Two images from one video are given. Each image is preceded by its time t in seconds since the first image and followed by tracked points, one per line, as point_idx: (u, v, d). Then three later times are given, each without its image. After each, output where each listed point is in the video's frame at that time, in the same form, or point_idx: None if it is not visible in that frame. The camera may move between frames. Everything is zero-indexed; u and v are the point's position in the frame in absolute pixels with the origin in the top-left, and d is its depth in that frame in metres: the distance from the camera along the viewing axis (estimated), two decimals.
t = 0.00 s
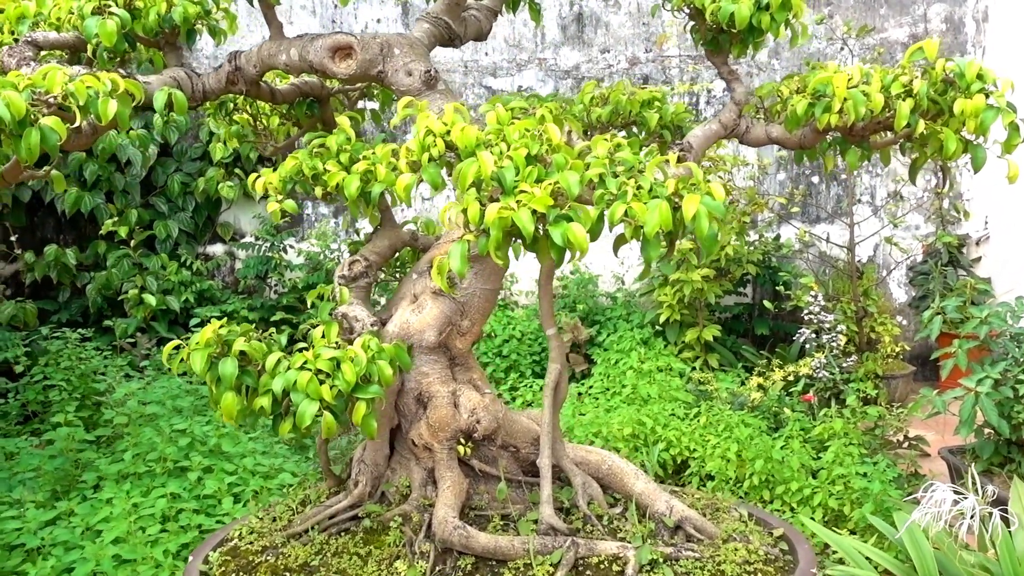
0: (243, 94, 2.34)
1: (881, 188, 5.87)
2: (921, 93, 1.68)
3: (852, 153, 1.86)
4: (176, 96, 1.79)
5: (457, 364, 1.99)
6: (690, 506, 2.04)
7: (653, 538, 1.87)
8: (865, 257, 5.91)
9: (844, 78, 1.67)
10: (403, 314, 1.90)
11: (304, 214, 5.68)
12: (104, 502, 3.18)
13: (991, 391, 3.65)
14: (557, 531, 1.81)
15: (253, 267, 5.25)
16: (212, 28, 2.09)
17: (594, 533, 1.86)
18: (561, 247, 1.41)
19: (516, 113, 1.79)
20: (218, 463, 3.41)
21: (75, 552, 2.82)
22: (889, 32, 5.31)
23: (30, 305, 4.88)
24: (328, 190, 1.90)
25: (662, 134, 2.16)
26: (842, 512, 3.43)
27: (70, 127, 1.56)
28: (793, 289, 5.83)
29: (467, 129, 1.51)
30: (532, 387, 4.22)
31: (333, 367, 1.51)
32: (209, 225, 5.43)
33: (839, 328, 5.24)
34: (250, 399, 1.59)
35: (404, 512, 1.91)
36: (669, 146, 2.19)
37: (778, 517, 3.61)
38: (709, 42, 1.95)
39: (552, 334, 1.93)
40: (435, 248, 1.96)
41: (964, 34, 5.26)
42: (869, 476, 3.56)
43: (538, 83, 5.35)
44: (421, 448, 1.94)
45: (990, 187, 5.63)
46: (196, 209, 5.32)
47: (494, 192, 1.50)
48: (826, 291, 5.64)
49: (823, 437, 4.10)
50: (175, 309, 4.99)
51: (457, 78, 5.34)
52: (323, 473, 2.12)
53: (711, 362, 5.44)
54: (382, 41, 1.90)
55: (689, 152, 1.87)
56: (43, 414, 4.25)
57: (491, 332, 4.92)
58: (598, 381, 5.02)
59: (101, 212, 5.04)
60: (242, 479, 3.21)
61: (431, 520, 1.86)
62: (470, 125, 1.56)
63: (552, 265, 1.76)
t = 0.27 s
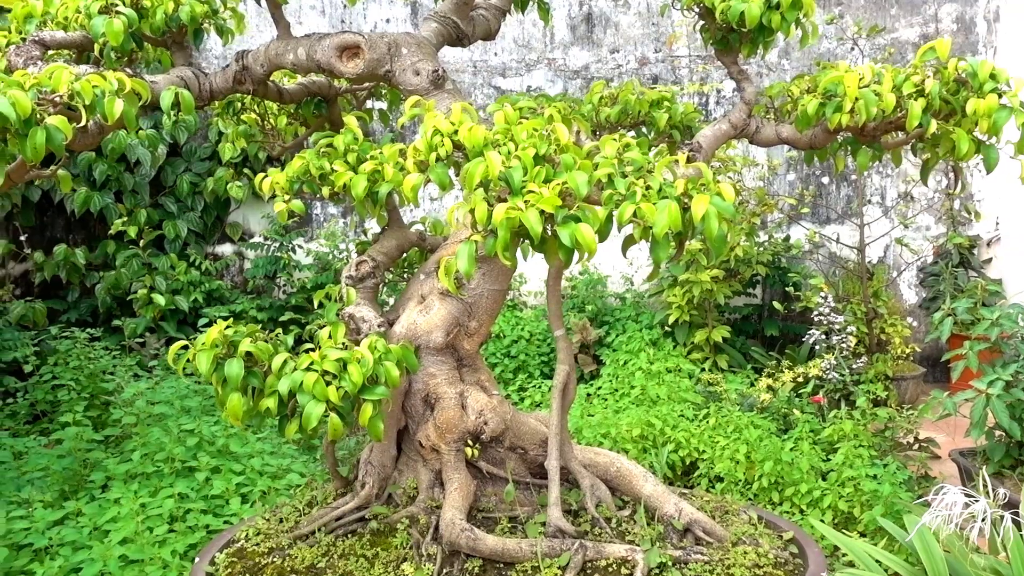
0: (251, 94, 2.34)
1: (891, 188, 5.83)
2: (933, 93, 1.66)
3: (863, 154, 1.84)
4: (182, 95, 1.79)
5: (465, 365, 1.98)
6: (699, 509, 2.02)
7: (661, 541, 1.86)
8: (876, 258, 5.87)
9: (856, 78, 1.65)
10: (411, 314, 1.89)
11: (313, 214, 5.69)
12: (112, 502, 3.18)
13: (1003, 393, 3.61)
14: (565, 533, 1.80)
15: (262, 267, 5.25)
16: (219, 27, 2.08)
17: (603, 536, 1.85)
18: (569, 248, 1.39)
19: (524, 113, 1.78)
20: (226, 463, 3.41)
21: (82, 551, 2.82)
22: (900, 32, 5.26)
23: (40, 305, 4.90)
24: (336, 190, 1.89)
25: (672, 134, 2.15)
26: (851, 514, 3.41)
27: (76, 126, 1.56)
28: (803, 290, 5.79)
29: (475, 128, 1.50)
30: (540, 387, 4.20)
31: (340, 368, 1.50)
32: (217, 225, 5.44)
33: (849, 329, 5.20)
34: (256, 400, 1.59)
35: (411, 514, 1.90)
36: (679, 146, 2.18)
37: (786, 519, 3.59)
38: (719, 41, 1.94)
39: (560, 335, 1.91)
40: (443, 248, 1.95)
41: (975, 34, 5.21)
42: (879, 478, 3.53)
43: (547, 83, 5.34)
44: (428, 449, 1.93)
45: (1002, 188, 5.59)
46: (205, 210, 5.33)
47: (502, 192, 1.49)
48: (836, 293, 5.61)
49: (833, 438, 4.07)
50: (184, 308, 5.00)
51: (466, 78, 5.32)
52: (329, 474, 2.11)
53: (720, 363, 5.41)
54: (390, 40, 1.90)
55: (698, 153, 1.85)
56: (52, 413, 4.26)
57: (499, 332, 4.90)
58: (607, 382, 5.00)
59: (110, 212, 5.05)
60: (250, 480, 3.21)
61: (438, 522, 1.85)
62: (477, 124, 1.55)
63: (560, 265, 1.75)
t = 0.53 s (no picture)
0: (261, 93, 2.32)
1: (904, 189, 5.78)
2: (957, 92, 1.63)
3: (884, 155, 1.80)
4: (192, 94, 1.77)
5: (477, 368, 1.96)
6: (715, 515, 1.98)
7: (677, 548, 1.83)
8: (888, 259, 5.81)
9: (878, 78, 1.61)
10: (423, 317, 1.87)
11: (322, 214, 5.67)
12: (121, 503, 3.17)
13: (1018, 397, 3.56)
14: (579, 540, 1.77)
15: (271, 268, 5.24)
16: (230, 26, 2.06)
17: (617, 543, 1.82)
18: (586, 251, 1.37)
19: (539, 113, 1.75)
20: (235, 464, 3.40)
21: (91, 553, 2.81)
22: (912, 32, 5.20)
23: (50, 305, 4.90)
24: (347, 191, 1.87)
25: (687, 134, 2.12)
26: (864, 519, 3.36)
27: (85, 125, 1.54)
28: (815, 291, 5.74)
29: (489, 129, 1.47)
30: (550, 388, 4.17)
31: (352, 372, 1.48)
32: (226, 224, 5.43)
33: (862, 331, 5.15)
34: (267, 404, 1.56)
35: (423, 519, 1.88)
36: (694, 146, 2.14)
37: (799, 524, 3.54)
38: (737, 41, 1.90)
39: (574, 339, 1.88)
40: (456, 250, 1.92)
41: (989, 34, 5.14)
42: (893, 482, 3.48)
43: (557, 83, 5.31)
44: (441, 454, 1.90)
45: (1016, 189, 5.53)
46: (214, 210, 5.32)
47: (518, 194, 1.47)
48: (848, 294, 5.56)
49: (845, 441, 4.02)
50: (194, 308, 4.99)
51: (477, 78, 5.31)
52: (340, 478, 2.09)
53: (731, 365, 5.37)
54: (402, 39, 1.87)
55: (715, 153, 1.82)
56: (62, 413, 4.25)
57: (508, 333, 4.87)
58: (616, 383, 4.97)
59: (120, 211, 5.05)
60: (260, 481, 3.19)
61: (451, 527, 1.83)
62: (492, 124, 1.53)
63: (575, 268, 1.72)
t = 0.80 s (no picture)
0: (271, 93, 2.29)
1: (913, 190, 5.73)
2: (983, 92, 1.59)
3: (906, 156, 1.77)
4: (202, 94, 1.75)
5: (490, 372, 1.93)
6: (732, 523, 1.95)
7: (695, 557, 1.79)
8: (897, 261, 5.75)
9: (904, 76, 1.58)
10: (436, 320, 1.84)
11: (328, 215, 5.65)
12: (127, 505, 3.14)
13: None
14: (595, 548, 1.74)
15: (277, 268, 5.21)
16: (239, 25, 2.04)
17: (634, 551, 1.79)
18: (606, 254, 1.33)
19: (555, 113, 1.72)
20: (242, 466, 3.37)
21: (97, 556, 2.78)
22: (922, 32, 5.14)
23: (56, 305, 4.88)
24: (359, 192, 1.84)
25: (703, 134, 2.08)
26: (875, 523, 3.31)
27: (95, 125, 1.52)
28: (823, 292, 5.69)
29: (507, 129, 1.44)
30: (557, 390, 4.13)
31: (365, 377, 1.45)
32: (232, 225, 5.39)
33: (871, 333, 5.10)
34: (278, 409, 1.54)
35: (436, 526, 1.85)
36: (710, 147, 2.11)
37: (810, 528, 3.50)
38: (755, 39, 1.87)
39: (590, 343, 1.85)
40: (469, 252, 1.89)
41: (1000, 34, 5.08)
42: (905, 487, 3.43)
43: (564, 83, 5.26)
44: (453, 459, 1.87)
45: None
46: (220, 210, 5.29)
47: (536, 196, 1.44)
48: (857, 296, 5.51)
49: (855, 445, 3.97)
50: (199, 308, 4.96)
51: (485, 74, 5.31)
52: (351, 483, 2.06)
53: (739, 367, 5.32)
54: (415, 38, 1.84)
55: (734, 154, 1.78)
56: (67, 414, 4.23)
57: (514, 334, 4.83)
58: (623, 385, 4.92)
59: (126, 211, 5.02)
60: (266, 483, 3.15)
61: (464, 535, 1.80)
62: (508, 125, 1.50)
63: (591, 271, 1.69)
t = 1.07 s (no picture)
0: (280, 93, 2.27)
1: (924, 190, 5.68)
2: (1007, 92, 1.56)
3: (927, 158, 1.74)
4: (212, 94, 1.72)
5: (503, 376, 1.90)
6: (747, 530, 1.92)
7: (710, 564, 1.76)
8: (907, 261, 5.71)
9: (927, 76, 1.55)
10: (448, 323, 1.81)
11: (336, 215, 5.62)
12: (134, 506, 3.12)
13: None
14: (608, 555, 1.71)
15: (284, 268, 5.18)
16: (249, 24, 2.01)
17: (648, 558, 1.77)
18: (624, 257, 1.31)
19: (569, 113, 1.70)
20: (249, 468, 3.34)
21: (105, 558, 2.76)
22: (932, 31, 5.07)
23: (63, 305, 4.87)
24: (370, 194, 1.82)
25: (718, 135, 2.05)
26: (887, 526, 3.26)
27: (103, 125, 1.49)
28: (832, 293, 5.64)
29: (522, 130, 1.41)
30: (566, 392, 4.10)
31: (377, 382, 1.43)
32: (239, 225, 5.37)
33: (881, 334, 5.05)
34: (289, 414, 1.51)
35: (447, 532, 1.82)
36: (725, 148, 2.08)
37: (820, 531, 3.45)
38: (773, 38, 1.84)
39: (604, 346, 1.83)
40: (482, 255, 1.87)
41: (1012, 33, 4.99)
42: (917, 490, 3.38)
43: (572, 83, 5.23)
44: (465, 464, 1.85)
45: None
46: (227, 209, 5.27)
47: (551, 197, 1.41)
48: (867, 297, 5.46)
49: (865, 447, 3.93)
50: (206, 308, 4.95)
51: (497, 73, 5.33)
52: (360, 488, 2.03)
53: (747, 368, 5.28)
54: (427, 37, 1.81)
55: (751, 154, 1.75)
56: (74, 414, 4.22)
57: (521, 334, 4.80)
58: (631, 386, 4.89)
59: (133, 211, 5.01)
60: (273, 485, 3.13)
61: (476, 541, 1.77)
62: (523, 126, 1.47)
63: (606, 274, 1.66)
